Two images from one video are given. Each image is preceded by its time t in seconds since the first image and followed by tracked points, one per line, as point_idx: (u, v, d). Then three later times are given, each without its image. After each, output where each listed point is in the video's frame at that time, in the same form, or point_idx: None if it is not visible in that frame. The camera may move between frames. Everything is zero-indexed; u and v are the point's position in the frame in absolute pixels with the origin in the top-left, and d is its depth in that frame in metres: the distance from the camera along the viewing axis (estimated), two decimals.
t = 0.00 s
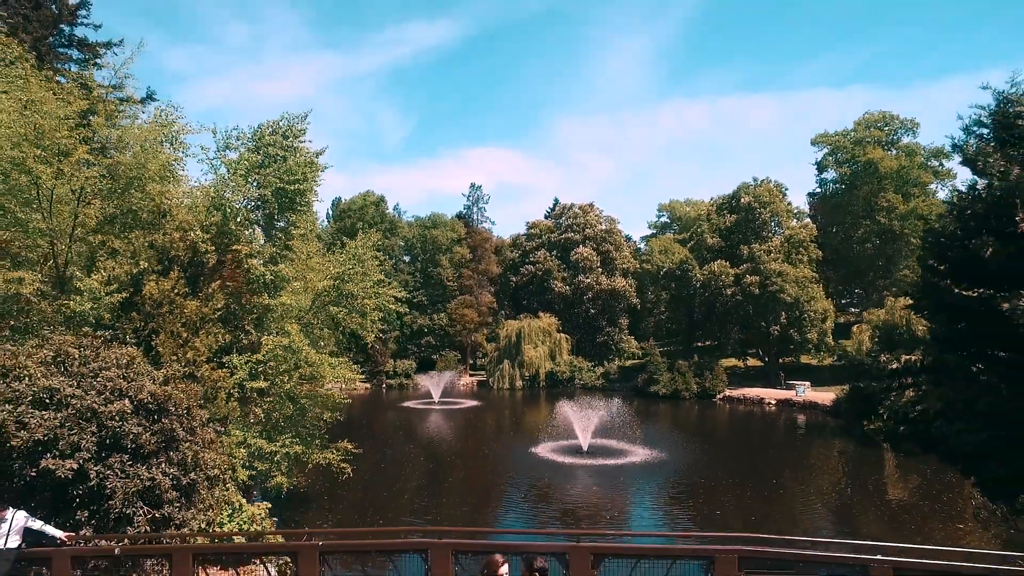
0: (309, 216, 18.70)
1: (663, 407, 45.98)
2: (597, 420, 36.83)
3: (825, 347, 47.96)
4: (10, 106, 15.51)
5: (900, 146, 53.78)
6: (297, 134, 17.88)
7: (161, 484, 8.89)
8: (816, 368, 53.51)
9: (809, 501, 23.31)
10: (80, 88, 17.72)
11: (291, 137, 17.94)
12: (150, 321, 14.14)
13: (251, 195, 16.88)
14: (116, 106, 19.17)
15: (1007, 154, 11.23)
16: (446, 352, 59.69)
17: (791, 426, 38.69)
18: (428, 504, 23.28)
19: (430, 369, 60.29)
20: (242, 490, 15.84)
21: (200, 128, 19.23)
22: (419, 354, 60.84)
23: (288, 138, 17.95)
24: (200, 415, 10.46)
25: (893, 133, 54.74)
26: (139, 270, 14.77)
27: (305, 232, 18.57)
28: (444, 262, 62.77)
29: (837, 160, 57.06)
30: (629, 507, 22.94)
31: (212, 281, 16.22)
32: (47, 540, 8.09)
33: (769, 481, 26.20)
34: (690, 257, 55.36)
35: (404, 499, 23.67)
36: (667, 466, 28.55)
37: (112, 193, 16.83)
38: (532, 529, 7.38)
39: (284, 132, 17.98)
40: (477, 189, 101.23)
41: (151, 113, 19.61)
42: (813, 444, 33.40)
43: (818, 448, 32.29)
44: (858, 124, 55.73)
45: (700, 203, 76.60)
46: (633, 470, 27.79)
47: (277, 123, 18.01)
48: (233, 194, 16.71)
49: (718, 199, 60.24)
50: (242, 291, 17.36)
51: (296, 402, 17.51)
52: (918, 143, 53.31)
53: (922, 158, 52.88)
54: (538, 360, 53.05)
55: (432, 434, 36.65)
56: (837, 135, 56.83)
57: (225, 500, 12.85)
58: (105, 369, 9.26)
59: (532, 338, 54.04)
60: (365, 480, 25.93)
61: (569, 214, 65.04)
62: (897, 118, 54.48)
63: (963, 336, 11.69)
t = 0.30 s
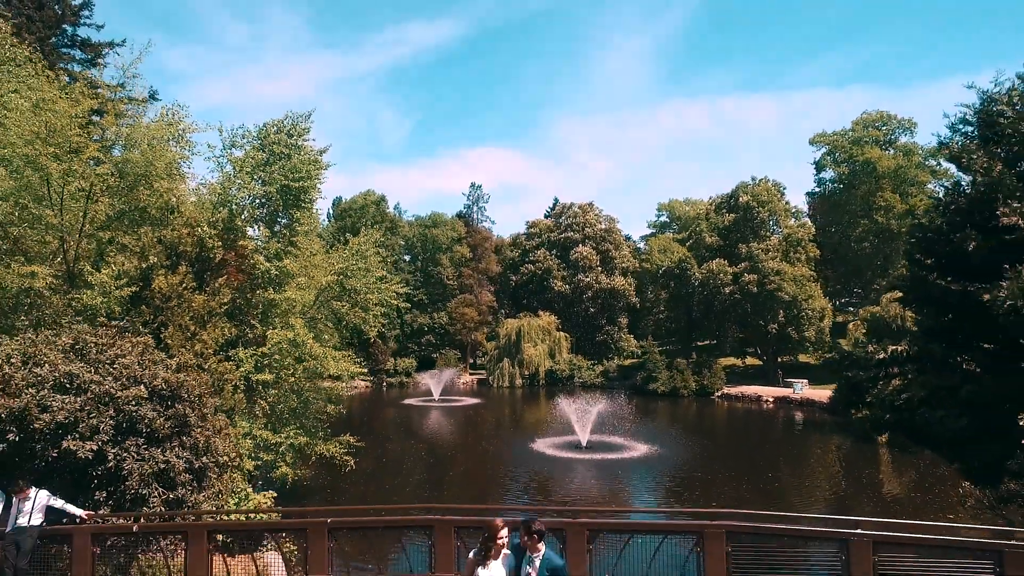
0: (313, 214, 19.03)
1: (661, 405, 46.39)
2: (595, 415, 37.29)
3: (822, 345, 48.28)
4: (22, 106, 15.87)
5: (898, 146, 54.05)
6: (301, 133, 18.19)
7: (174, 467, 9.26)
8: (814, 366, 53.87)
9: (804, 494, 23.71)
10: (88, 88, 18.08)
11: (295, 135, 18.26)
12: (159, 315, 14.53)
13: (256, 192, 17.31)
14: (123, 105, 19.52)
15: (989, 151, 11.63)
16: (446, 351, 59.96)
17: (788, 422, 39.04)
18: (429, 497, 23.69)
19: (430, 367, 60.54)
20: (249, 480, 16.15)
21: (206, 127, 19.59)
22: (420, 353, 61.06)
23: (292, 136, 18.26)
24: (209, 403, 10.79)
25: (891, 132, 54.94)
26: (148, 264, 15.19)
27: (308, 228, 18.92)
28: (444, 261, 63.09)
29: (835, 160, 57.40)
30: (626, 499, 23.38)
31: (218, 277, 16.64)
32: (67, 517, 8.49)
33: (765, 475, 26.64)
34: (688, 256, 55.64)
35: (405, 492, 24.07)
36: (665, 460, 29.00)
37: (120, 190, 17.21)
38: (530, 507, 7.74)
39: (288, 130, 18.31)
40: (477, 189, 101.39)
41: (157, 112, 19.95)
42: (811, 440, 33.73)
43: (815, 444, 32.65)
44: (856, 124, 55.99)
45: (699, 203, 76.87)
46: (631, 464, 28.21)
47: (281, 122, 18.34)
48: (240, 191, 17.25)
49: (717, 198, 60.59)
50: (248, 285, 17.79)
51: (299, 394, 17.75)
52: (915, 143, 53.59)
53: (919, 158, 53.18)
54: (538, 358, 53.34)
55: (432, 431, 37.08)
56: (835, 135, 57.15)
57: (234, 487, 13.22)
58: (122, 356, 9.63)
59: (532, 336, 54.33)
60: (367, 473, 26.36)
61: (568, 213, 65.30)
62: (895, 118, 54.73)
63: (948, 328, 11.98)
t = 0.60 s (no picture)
0: (316, 212, 19.36)
1: (660, 402, 46.78)
2: (594, 412, 37.65)
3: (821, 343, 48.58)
4: (33, 104, 16.25)
5: (897, 146, 54.25)
6: (306, 131, 18.55)
7: (188, 451, 9.64)
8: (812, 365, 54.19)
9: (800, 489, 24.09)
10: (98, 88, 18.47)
11: (300, 134, 18.62)
12: (167, 308, 14.97)
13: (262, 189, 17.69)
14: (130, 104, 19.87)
15: (974, 149, 12.01)
16: (447, 349, 60.28)
17: (787, 420, 39.36)
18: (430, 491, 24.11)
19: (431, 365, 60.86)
20: (256, 470, 16.54)
21: (212, 125, 19.96)
22: (420, 351, 61.34)
23: (298, 135, 18.62)
24: (221, 390, 11.16)
25: (890, 132, 55.19)
26: (157, 259, 15.63)
27: (313, 225, 19.28)
28: (445, 260, 63.43)
29: (834, 160, 57.70)
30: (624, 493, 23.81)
31: (224, 271, 17.06)
32: (86, 497, 8.92)
33: (762, 470, 27.02)
34: (687, 254, 55.92)
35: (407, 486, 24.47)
36: (663, 455, 29.39)
37: (130, 187, 17.62)
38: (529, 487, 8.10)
39: (293, 129, 18.66)
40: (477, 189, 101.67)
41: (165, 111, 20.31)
42: (809, 437, 34.05)
43: (812, 441, 32.97)
44: (854, 124, 56.26)
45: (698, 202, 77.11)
46: (630, 459, 28.60)
47: (286, 121, 18.69)
48: (247, 188, 17.66)
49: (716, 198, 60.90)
50: (254, 280, 18.26)
51: (304, 387, 18.09)
52: (914, 143, 53.84)
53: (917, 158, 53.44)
54: (538, 357, 53.55)
55: (433, 428, 37.49)
56: (834, 135, 57.43)
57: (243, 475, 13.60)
58: (137, 345, 10.02)
59: (532, 335, 54.61)
60: (369, 469, 26.74)
61: (568, 212, 65.60)
62: (893, 118, 54.96)
63: (936, 321, 12.23)
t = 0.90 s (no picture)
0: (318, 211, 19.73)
1: (660, 400, 47.14)
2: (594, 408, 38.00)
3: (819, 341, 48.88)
4: (44, 102, 16.63)
5: (895, 145, 54.33)
6: (310, 129, 18.95)
7: (201, 436, 10.02)
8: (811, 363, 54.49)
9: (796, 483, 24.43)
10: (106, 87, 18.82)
11: (304, 132, 19.01)
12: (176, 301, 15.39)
13: (267, 185, 18.10)
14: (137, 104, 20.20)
15: (960, 146, 12.45)
16: (447, 348, 60.57)
17: (785, 417, 39.66)
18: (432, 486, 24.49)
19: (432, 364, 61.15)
20: (262, 461, 16.86)
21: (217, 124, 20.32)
22: (421, 349, 61.59)
23: (302, 133, 19.02)
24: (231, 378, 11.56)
25: (887, 131, 55.44)
26: (166, 254, 16.06)
27: (317, 222, 19.68)
28: (445, 260, 63.73)
29: (832, 159, 58.01)
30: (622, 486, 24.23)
31: (230, 266, 17.49)
32: (103, 478, 9.33)
33: (759, 465, 27.36)
34: (687, 253, 56.19)
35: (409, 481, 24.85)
36: (662, 450, 29.75)
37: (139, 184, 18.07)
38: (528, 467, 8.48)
39: (297, 127, 19.05)
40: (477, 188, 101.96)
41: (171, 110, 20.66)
42: (807, 433, 34.37)
43: (810, 437, 33.27)
44: (853, 123, 56.54)
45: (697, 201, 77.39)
46: (629, 454, 28.96)
47: (291, 119, 19.07)
48: (252, 185, 18.07)
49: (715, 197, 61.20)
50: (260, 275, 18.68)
51: (309, 380, 18.39)
52: (912, 142, 54.02)
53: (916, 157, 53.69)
54: (538, 355, 53.74)
55: (434, 425, 37.85)
56: (832, 134, 57.73)
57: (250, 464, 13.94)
58: (151, 333, 10.40)
59: (532, 333, 54.80)
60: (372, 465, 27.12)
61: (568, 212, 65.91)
62: (891, 117, 55.20)
63: (926, 314, 12.46)
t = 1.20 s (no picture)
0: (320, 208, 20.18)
1: (659, 397, 47.51)
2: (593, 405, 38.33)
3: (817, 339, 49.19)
4: (56, 102, 17.03)
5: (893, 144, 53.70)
6: (314, 127, 19.31)
7: (212, 421, 10.41)
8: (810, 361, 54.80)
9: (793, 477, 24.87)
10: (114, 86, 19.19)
11: (308, 130, 19.38)
12: (184, 295, 15.80)
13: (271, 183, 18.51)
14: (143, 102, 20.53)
15: (947, 142, 12.86)
16: (448, 346, 60.89)
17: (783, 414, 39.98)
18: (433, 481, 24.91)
19: (432, 362, 61.45)
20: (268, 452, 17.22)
21: (223, 122, 20.68)
22: (421, 348, 61.82)
23: (306, 131, 19.38)
24: (240, 368, 11.92)
25: (885, 131, 55.55)
26: (174, 249, 16.47)
27: (321, 219, 20.07)
28: (445, 259, 64.11)
29: (831, 158, 58.37)
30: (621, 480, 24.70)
31: (237, 261, 17.94)
32: (120, 461, 9.73)
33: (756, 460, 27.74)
34: (686, 252, 56.41)
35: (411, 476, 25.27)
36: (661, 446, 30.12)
37: (146, 181, 18.46)
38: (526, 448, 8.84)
39: (301, 125, 19.42)
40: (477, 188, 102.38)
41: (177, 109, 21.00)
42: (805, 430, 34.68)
43: (808, 434, 33.57)
44: (851, 123, 56.85)
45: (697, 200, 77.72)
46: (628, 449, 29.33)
47: (295, 118, 19.41)
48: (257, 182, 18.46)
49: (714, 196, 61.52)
50: (266, 270, 19.11)
51: (313, 374, 18.71)
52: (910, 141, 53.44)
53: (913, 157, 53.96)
54: (538, 353, 53.92)
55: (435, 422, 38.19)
56: (831, 134, 58.06)
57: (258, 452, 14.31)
58: (164, 322, 10.79)
59: (532, 332, 54.90)
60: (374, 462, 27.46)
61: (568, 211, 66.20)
62: (889, 117, 55.44)
63: (915, 306, 12.77)
